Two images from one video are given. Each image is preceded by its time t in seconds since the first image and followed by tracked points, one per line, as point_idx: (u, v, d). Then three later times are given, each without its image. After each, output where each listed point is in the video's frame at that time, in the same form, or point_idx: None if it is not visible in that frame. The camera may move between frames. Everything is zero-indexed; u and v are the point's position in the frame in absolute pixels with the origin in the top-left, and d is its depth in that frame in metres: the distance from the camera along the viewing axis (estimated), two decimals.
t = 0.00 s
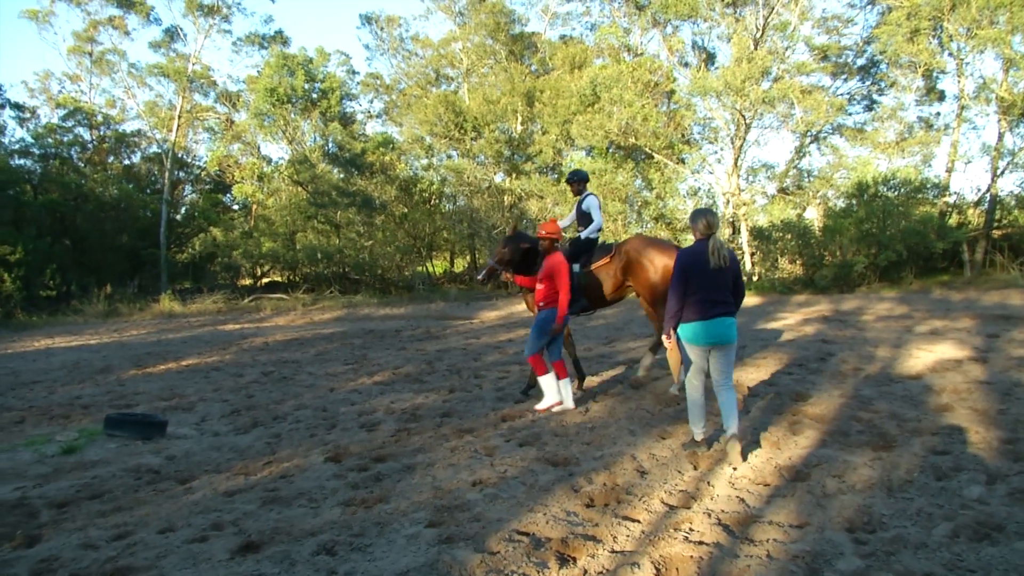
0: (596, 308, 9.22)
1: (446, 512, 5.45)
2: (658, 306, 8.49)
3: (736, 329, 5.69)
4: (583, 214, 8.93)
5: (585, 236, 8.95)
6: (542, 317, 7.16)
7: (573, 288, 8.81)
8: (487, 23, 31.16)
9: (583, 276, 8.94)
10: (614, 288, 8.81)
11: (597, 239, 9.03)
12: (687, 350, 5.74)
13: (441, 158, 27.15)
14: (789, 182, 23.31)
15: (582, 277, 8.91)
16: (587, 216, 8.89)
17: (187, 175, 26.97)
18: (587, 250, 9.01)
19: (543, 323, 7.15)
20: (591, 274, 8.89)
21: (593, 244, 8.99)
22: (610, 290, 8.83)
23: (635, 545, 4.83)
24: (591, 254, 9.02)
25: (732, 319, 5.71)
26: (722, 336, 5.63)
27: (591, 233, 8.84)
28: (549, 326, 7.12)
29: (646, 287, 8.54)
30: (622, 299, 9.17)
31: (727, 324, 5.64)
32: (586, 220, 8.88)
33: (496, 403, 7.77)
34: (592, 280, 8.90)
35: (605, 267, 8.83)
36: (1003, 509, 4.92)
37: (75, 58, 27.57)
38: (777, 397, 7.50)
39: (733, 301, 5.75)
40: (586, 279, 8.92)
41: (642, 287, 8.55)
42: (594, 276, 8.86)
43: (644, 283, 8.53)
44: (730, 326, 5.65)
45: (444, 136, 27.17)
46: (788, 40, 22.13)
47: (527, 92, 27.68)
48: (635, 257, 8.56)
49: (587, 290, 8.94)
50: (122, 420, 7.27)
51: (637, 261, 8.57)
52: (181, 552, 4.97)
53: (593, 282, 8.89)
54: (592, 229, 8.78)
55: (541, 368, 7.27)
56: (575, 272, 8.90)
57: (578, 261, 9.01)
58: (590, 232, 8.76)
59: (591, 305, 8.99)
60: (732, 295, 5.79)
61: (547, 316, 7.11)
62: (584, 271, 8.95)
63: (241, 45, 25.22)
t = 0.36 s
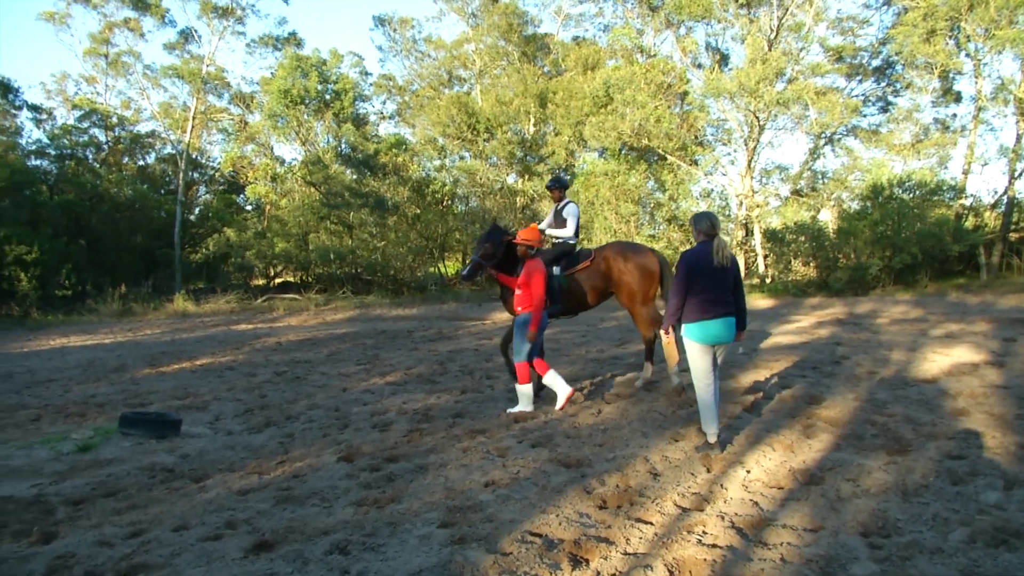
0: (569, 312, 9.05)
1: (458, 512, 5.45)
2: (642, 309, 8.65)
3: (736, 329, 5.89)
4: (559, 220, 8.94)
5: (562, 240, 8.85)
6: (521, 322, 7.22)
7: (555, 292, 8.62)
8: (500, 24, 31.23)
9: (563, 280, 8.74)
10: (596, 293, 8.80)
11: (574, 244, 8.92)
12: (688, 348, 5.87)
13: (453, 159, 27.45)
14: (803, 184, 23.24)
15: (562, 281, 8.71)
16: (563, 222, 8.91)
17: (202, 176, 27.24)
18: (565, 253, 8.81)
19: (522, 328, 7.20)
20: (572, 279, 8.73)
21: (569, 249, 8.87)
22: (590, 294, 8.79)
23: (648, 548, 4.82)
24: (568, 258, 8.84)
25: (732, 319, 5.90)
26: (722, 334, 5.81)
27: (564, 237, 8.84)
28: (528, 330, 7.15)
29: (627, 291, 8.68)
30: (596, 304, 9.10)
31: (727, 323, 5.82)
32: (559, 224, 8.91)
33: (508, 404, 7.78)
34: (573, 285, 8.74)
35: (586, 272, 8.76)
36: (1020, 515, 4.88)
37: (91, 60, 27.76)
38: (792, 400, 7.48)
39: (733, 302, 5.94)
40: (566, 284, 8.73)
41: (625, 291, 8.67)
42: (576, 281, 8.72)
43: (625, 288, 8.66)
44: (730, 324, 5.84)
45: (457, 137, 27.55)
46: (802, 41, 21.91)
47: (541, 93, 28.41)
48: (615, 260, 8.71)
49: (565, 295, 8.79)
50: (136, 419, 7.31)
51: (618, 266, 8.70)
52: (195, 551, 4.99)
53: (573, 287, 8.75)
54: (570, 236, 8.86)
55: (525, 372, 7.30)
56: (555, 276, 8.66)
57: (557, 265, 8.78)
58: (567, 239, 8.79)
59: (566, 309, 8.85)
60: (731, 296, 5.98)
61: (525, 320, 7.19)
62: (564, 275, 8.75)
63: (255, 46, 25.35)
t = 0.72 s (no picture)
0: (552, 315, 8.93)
1: (477, 510, 5.46)
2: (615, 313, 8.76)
3: (744, 326, 6.16)
4: (541, 222, 8.87)
5: (545, 241, 8.78)
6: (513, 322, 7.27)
7: (541, 290, 8.38)
8: (520, 22, 31.23)
9: (547, 281, 8.63)
10: (579, 292, 8.70)
11: (558, 245, 8.86)
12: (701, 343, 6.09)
13: (473, 157, 28.01)
14: (824, 183, 23.05)
15: (547, 281, 8.59)
16: (545, 224, 8.86)
17: (222, 175, 27.48)
18: (548, 253, 8.74)
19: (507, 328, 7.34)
20: (557, 279, 8.64)
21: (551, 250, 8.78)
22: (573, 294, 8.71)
23: (667, 548, 4.80)
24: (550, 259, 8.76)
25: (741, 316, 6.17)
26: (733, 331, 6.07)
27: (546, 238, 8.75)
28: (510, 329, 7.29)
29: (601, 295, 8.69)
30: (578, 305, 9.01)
31: (737, 320, 6.09)
32: (542, 225, 8.84)
33: (527, 403, 7.80)
34: (558, 285, 8.65)
35: (569, 274, 8.69)
36: None
37: (114, 59, 27.98)
38: (813, 400, 7.43)
39: (741, 301, 6.21)
40: (551, 284, 8.63)
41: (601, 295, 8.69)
42: (560, 281, 8.64)
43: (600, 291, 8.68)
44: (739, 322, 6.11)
45: (477, 136, 28.18)
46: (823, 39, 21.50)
47: (560, 91, 28.31)
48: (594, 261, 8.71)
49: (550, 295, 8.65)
50: (158, 415, 7.38)
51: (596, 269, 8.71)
52: (216, 546, 5.03)
53: (557, 288, 8.66)
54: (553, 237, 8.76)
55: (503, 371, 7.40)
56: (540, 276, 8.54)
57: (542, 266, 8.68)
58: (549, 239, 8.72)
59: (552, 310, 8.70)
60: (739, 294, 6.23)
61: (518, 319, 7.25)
62: (548, 275, 8.65)
63: (276, 45, 25.50)
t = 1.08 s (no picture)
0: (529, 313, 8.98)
1: (503, 506, 5.48)
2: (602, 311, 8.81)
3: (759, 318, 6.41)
4: (531, 222, 8.86)
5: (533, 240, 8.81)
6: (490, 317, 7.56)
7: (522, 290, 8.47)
8: (545, 18, 31.13)
9: (529, 280, 8.68)
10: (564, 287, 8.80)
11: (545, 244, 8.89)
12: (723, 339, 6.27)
13: (497, 153, 27.41)
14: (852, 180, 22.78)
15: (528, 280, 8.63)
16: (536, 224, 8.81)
17: (249, 170, 27.79)
18: (533, 252, 8.77)
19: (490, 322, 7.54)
20: (538, 278, 8.69)
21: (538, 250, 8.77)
22: (556, 291, 8.78)
23: (693, 546, 4.79)
24: (533, 258, 8.80)
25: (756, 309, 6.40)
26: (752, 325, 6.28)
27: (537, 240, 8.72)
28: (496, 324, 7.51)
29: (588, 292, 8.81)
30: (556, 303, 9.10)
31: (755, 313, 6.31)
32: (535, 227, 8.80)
33: (552, 399, 7.82)
34: (540, 283, 8.69)
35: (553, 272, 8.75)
36: None
37: (142, 55, 28.26)
38: (842, 399, 7.38)
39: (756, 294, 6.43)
40: (532, 283, 8.67)
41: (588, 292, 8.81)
42: (543, 280, 8.68)
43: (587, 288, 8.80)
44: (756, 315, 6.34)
45: (501, 132, 27.25)
46: (853, 34, 21.51)
47: (584, 88, 27.90)
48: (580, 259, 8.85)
49: (531, 293, 8.74)
50: (185, 407, 7.47)
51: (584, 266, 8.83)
52: (243, 538, 5.09)
53: (539, 286, 8.70)
54: (543, 236, 8.74)
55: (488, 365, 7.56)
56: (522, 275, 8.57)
57: (524, 265, 8.71)
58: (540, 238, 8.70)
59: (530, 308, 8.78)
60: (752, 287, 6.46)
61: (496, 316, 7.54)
62: (530, 274, 8.69)
63: (302, 42, 25.60)
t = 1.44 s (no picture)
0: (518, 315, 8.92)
1: (534, 505, 5.48)
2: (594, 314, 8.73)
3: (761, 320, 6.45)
4: (519, 224, 8.96)
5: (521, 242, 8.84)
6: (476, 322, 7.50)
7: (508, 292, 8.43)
8: (576, 16, 31.07)
9: (518, 282, 8.62)
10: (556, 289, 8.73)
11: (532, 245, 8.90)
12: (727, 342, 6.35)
13: (528, 152, 27.12)
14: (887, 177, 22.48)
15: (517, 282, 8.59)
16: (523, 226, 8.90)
17: (281, 168, 28.04)
18: (521, 254, 8.75)
19: (477, 327, 7.50)
20: (527, 280, 8.64)
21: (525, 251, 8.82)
22: (547, 294, 8.72)
23: (727, 548, 4.77)
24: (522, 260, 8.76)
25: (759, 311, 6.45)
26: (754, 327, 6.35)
27: (523, 241, 8.78)
28: (480, 330, 7.48)
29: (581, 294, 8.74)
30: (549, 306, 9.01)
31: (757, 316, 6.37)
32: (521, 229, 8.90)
33: (583, 398, 7.83)
34: (528, 286, 8.64)
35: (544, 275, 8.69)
36: None
37: (177, 55, 28.64)
38: (878, 401, 7.29)
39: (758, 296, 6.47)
40: (521, 285, 8.62)
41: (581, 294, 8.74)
42: (532, 281, 8.63)
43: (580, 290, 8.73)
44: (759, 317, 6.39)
45: (533, 130, 26.86)
46: (888, 30, 21.33)
47: (616, 86, 27.42)
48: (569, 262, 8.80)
49: (520, 296, 8.66)
50: (219, 403, 7.57)
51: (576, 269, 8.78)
52: (276, 533, 5.15)
53: (527, 288, 8.64)
54: (529, 238, 8.80)
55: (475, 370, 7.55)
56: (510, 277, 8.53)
57: (513, 267, 8.66)
58: (526, 240, 8.77)
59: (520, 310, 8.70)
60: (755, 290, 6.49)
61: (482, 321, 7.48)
62: (518, 276, 8.63)
63: (335, 41, 25.78)
